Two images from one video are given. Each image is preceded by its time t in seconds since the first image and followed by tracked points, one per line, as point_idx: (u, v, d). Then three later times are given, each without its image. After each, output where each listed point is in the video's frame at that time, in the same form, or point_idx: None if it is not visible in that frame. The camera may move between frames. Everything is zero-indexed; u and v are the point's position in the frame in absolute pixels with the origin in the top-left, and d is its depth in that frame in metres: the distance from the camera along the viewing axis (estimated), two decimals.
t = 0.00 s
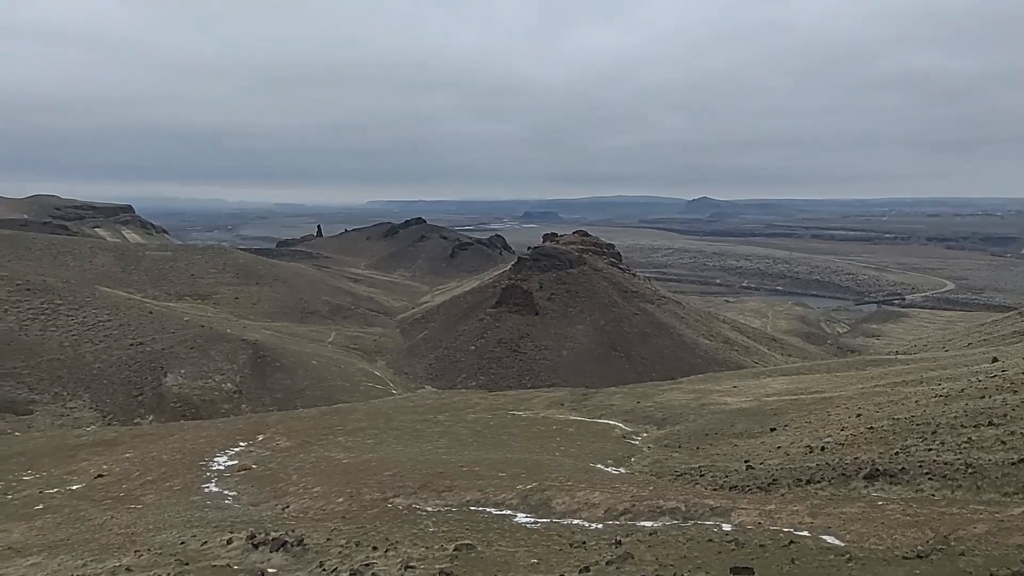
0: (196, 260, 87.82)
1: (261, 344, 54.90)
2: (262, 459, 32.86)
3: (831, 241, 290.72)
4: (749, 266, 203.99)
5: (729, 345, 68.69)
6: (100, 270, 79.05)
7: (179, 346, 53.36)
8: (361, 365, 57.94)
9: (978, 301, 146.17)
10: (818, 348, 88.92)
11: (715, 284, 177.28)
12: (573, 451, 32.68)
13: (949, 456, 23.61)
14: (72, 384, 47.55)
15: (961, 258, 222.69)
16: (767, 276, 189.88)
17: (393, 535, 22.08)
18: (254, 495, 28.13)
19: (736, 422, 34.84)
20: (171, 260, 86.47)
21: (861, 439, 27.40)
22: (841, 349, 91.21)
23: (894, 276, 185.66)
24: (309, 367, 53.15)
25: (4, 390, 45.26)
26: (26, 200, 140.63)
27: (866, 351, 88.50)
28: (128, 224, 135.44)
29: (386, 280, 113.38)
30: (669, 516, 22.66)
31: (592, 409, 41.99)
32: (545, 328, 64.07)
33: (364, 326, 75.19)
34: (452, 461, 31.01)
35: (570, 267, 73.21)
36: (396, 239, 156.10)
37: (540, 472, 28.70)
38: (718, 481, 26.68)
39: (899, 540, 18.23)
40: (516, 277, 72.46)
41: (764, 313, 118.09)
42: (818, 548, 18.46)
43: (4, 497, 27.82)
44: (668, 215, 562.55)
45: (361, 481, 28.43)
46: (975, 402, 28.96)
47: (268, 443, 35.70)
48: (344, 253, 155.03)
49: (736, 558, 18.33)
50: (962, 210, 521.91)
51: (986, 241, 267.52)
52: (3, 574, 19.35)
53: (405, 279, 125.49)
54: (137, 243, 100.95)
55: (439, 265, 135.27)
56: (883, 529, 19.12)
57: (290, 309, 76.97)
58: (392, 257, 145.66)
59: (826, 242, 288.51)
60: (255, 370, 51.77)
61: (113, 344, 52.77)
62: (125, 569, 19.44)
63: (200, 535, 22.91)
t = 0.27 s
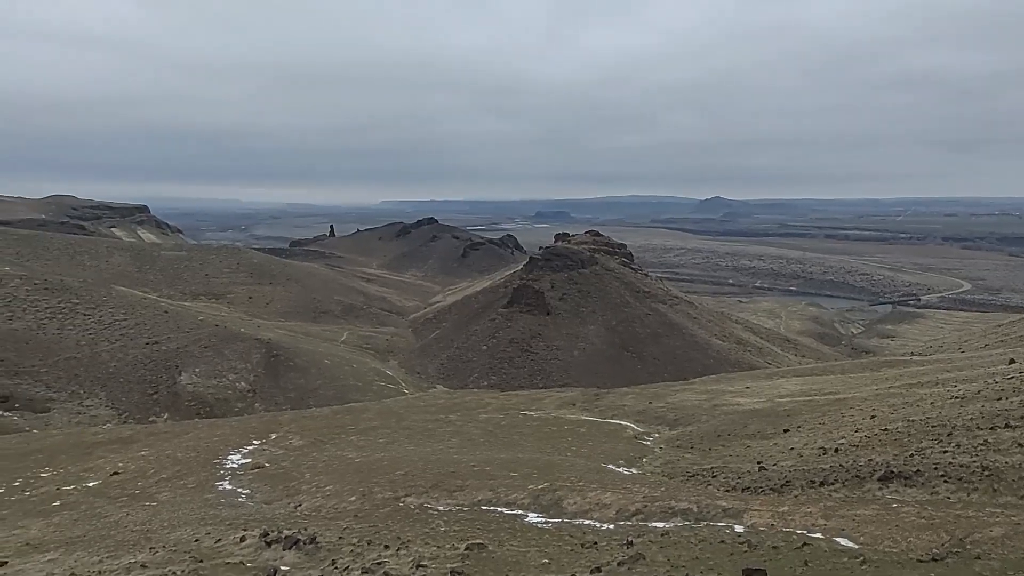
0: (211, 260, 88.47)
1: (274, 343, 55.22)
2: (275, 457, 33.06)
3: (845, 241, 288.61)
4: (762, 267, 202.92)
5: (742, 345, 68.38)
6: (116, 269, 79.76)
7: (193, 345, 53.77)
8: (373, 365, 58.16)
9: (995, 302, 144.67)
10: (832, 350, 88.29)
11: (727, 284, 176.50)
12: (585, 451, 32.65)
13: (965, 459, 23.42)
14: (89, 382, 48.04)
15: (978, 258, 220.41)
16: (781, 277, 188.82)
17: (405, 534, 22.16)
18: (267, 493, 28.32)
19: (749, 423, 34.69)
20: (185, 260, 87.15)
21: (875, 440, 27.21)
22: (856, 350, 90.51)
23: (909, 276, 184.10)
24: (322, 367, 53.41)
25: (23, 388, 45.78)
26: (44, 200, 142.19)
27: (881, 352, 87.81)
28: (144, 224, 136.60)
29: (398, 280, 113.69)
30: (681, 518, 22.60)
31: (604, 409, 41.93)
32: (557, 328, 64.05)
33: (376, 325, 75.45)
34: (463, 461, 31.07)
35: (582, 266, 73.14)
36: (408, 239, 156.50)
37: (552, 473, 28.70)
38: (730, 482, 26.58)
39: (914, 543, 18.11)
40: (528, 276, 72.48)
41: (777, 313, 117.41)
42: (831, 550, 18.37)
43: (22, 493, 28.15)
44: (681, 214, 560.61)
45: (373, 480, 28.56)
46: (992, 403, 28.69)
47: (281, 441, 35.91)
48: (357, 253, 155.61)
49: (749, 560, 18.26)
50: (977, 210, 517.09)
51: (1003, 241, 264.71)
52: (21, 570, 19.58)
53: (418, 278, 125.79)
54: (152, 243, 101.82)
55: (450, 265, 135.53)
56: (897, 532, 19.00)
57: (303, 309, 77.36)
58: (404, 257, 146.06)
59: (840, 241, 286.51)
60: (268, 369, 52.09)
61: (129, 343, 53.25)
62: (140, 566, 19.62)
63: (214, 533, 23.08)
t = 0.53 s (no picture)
0: (228, 259, 89.22)
1: (290, 342, 55.62)
2: (291, 455, 33.33)
3: (863, 241, 285.92)
4: (779, 267, 201.53)
5: (758, 346, 67.97)
6: (136, 268, 80.69)
7: (211, 343, 54.27)
8: (388, 364, 58.43)
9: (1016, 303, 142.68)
10: (849, 350, 87.53)
11: (743, 284, 175.47)
12: (599, 451, 32.63)
13: (985, 462, 23.17)
14: (109, 379, 48.65)
15: (999, 259, 217.54)
16: (798, 277, 187.41)
17: (419, 533, 22.27)
18: (283, 490, 28.55)
19: (765, 424, 34.50)
20: (203, 259, 87.94)
21: (893, 443, 26.99)
22: (873, 351, 89.69)
23: (929, 276, 182.02)
24: (337, 365, 53.73)
25: (44, 385, 46.43)
26: (65, 199, 144.01)
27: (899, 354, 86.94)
28: (163, 223, 138.10)
29: (413, 279, 114.09)
30: (696, 519, 22.55)
31: (618, 409, 41.86)
32: (571, 328, 64.01)
33: (391, 324, 75.77)
34: (478, 460, 31.16)
35: (597, 266, 73.03)
36: (423, 238, 157.01)
37: (566, 472, 28.72)
38: (746, 484, 26.46)
39: (932, 546, 17.96)
40: (543, 276, 72.47)
41: (793, 313, 116.55)
42: (848, 553, 18.25)
43: (44, 488, 28.58)
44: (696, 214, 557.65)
45: (388, 479, 28.71)
46: (1013, 406, 28.34)
47: (297, 439, 36.19)
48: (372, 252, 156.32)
49: (764, 561, 18.19)
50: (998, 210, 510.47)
51: None
52: (43, 564, 19.90)
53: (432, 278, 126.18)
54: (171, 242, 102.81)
55: (465, 265, 135.82)
56: (916, 535, 18.84)
57: (319, 308, 77.85)
58: (419, 256, 146.54)
59: (858, 241, 283.83)
60: (284, 368, 52.49)
61: (148, 341, 53.85)
62: (159, 561, 19.87)
63: (231, 529, 23.33)
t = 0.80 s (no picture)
0: (250, 257, 90.11)
1: (311, 339, 56.08)
2: (311, 451, 33.61)
3: (887, 240, 282.36)
4: (800, 266, 199.69)
5: (779, 346, 67.39)
6: (160, 266, 81.73)
7: (233, 340, 54.86)
8: (407, 362, 58.69)
9: None
10: (871, 351, 86.52)
11: (764, 283, 174.08)
12: (617, 451, 32.54)
13: (1011, 465, 22.83)
14: (133, 375, 49.38)
15: None
16: (819, 276, 185.58)
17: (437, 530, 22.37)
18: (303, 486, 28.80)
19: (785, 425, 34.23)
20: (226, 257, 88.88)
21: (916, 445, 26.66)
22: (896, 352, 88.60)
23: (953, 276, 179.41)
24: (357, 363, 54.08)
25: (71, 380, 47.24)
26: (91, 198, 146.19)
27: (922, 355, 85.81)
28: (187, 222, 139.88)
29: (432, 277, 114.47)
30: (715, 520, 22.42)
31: (636, 409, 41.74)
32: (590, 326, 63.93)
33: (410, 323, 76.07)
34: (496, 458, 31.23)
35: (615, 265, 72.83)
36: (442, 237, 157.49)
37: (584, 472, 28.69)
38: (766, 485, 26.26)
39: (957, 551, 17.73)
40: (561, 275, 72.39)
41: (814, 313, 115.44)
42: (870, 556, 18.06)
43: (71, 481, 29.08)
44: (717, 213, 553.49)
45: (406, 476, 28.87)
46: None
47: (316, 436, 36.48)
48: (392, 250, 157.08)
49: (784, 564, 18.05)
50: None
51: None
52: (69, 556, 20.25)
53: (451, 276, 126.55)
54: (194, 240, 104.05)
55: (484, 263, 136.07)
56: (940, 539, 18.61)
57: (338, 306, 78.37)
58: (438, 254, 147.00)
59: (881, 241, 280.36)
60: (305, 365, 52.92)
61: (172, 337, 54.58)
62: (181, 555, 20.13)
63: (252, 524, 23.56)
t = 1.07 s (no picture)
0: (274, 257, 91.01)
1: (333, 338, 56.54)
2: (333, 449, 33.92)
3: (913, 240, 278.08)
4: (824, 266, 197.38)
5: (803, 347, 66.72)
6: (186, 265, 82.91)
7: (257, 339, 55.51)
8: (428, 361, 58.96)
9: None
10: (897, 353, 85.33)
11: (787, 284, 172.40)
12: (638, 451, 32.46)
13: None
14: (160, 373, 50.15)
15: None
16: (844, 277, 183.31)
17: (458, 529, 22.47)
18: (326, 484, 29.09)
19: (809, 427, 33.90)
20: (250, 257, 89.84)
21: (943, 448, 26.29)
22: (923, 353, 87.31)
23: (982, 277, 176.21)
24: (379, 362, 54.46)
25: (100, 378, 48.08)
26: (120, 199, 148.48)
27: (950, 357, 84.45)
28: (212, 222, 141.70)
29: (453, 277, 114.87)
30: (737, 522, 22.29)
31: (658, 409, 41.57)
32: (611, 326, 63.79)
33: (431, 322, 76.42)
34: (517, 458, 31.29)
35: (637, 265, 72.59)
36: (464, 236, 157.96)
37: (605, 472, 28.66)
38: (789, 487, 26.06)
39: (984, 556, 17.48)
40: (582, 275, 72.29)
41: (839, 314, 114.08)
42: (895, 560, 17.85)
43: (99, 477, 29.60)
44: (740, 213, 548.75)
45: (428, 475, 29.04)
46: None
47: (339, 434, 36.80)
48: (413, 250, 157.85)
49: (808, 567, 17.90)
50: None
51: None
52: (98, 550, 20.63)
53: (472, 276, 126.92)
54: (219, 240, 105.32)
55: (505, 263, 136.29)
56: (966, 543, 18.35)
57: (361, 305, 78.95)
58: (460, 254, 147.50)
59: (908, 241, 276.13)
60: (327, 364, 53.39)
61: (198, 336, 55.33)
62: (206, 550, 20.43)
63: (275, 521, 23.84)
